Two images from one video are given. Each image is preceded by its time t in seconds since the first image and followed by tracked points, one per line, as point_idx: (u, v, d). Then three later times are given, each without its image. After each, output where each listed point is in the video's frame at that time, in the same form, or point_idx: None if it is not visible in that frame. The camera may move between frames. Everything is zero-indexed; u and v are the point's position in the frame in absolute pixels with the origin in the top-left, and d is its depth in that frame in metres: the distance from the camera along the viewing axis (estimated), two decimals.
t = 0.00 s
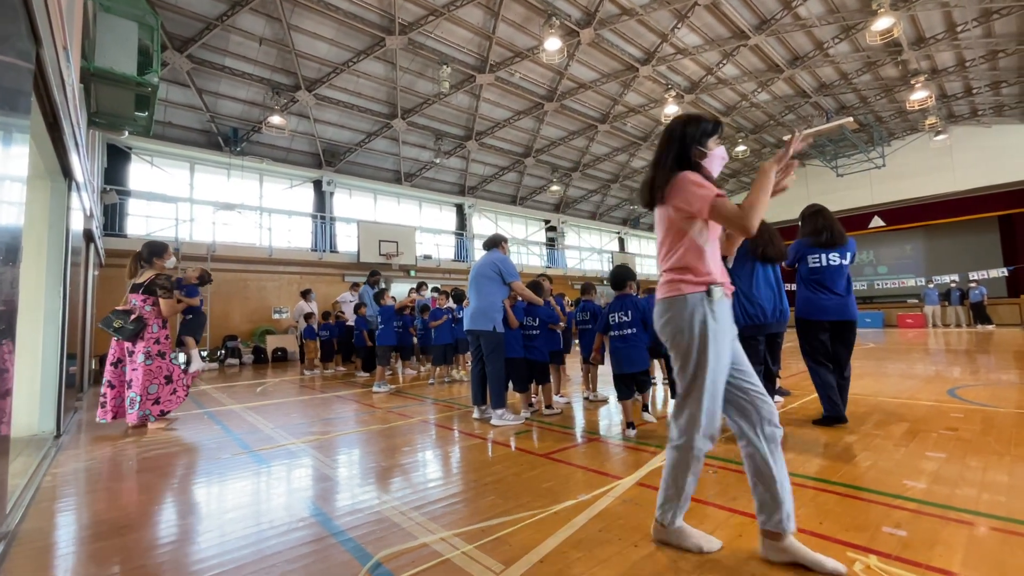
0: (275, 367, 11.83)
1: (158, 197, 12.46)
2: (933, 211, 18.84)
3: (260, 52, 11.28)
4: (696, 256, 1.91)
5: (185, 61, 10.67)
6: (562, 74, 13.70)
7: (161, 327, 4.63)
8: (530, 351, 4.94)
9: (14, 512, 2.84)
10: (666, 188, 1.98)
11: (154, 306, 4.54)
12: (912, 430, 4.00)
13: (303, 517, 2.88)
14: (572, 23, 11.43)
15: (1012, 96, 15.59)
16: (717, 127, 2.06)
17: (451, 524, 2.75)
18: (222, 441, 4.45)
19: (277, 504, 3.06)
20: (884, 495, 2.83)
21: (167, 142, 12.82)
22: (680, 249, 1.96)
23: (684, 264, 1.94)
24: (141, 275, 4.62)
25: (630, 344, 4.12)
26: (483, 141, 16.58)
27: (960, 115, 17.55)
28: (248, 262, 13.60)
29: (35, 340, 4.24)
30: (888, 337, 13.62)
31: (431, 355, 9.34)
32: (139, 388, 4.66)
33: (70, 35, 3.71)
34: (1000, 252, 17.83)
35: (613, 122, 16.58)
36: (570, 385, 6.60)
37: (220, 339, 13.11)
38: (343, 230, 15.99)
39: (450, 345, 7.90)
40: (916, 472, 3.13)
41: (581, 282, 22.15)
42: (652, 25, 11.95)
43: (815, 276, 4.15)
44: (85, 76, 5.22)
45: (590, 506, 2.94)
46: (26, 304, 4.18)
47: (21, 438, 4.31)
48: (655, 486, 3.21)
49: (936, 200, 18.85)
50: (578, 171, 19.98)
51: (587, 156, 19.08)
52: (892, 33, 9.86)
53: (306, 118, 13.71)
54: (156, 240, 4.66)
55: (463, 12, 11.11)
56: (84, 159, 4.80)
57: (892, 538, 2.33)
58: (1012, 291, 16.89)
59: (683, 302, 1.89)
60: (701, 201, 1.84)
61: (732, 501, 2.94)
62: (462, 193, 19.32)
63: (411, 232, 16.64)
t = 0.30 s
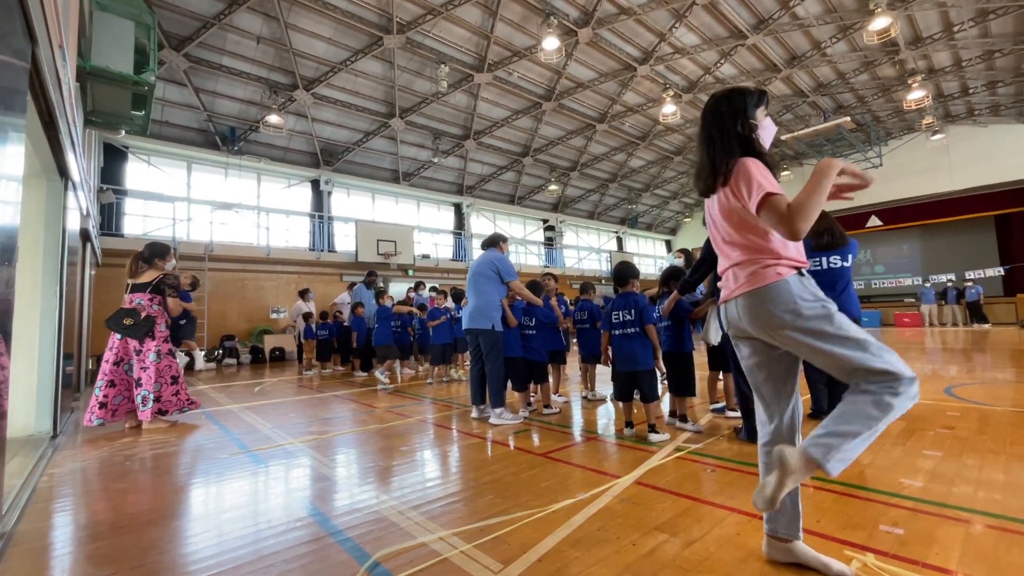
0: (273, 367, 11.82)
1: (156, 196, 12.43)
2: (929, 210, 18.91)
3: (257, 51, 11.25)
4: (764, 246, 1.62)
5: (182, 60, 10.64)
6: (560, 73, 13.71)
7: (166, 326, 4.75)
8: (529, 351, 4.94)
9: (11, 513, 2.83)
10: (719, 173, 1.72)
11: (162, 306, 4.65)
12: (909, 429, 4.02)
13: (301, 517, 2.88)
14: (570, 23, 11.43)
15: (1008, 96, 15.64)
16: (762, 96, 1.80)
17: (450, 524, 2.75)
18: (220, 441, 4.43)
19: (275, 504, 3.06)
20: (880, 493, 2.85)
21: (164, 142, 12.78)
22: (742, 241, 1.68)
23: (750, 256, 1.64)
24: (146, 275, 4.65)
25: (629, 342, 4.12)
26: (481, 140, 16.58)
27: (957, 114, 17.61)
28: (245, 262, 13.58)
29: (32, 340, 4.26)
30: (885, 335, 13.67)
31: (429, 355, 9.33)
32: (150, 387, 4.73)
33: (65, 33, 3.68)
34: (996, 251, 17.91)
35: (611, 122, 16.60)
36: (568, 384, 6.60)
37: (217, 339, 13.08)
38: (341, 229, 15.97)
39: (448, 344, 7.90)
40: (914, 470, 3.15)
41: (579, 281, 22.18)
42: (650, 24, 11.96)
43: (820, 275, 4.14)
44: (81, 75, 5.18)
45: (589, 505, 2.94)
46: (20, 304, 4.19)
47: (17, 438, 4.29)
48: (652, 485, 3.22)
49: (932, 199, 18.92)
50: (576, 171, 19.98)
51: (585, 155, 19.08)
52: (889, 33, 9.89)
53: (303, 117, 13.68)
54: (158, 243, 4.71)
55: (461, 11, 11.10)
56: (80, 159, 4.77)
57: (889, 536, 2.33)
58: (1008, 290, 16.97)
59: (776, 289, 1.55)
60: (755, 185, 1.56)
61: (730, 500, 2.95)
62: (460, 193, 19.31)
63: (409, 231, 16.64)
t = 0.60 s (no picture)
0: (272, 367, 11.81)
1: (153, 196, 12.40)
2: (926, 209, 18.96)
3: (255, 50, 11.22)
4: (823, 231, 1.49)
5: (180, 59, 10.61)
6: (559, 73, 13.71)
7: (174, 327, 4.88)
8: (526, 350, 4.93)
9: (8, 514, 2.82)
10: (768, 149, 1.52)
11: (169, 307, 4.76)
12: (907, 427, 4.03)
13: (300, 516, 2.88)
14: (569, 22, 11.43)
15: (1005, 95, 15.68)
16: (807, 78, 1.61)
17: (449, 523, 2.75)
18: (218, 441, 4.42)
19: (274, 504, 3.05)
20: (879, 492, 2.86)
21: (162, 141, 12.74)
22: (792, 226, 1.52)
23: (804, 245, 1.49)
24: (156, 277, 4.68)
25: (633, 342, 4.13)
26: (480, 139, 16.58)
27: (954, 114, 17.65)
28: (243, 262, 13.56)
29: (29, 341, 4.24)
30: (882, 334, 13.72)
31: (428, 355, 9.31)
32: (166, 385, 4.81)
33: (62, 31, 3.66)
34: (993, 250, 17.96)
35: (609, 121, 16.61)
36: (566, 383, 6.60)
37: (215, 339, 13.06)
38: (340, 229, 15.96)
39: (447, 344, 7.90)
40: (911, 469, 3.16)
41: (578, 281, 22.19)
42: (649, 24, 11.96)
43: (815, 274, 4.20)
44: (79, 74, 5.16)
45: (588, 504, 2.95)
46: (16, 304, 4.16)
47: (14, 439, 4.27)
48: (651, 484, 3.22)
49: (930, 198, 18.96)
50: (574, 170, 19.99)
51: (583, 155, 19.09)
52: (887, 33, 9.91)
53: (302, 117, 13.66)
54: (159, 245, 4.70)
55: (459, 11, 11.09)
56: (77, 158, 4.74)
57: (887, 534, 2.34)
58: (1005, 288, 17.02)
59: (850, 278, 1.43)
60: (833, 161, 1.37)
61: (728, 498, 2.96)
62: (459, 192, 19.30)
63: (407, 231, 16.63)
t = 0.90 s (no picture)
0: (271, 366, 11.79)
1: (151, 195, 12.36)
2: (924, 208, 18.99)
3: (253, 49, 11.19)
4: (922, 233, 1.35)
5: (177, 57, 10.57)
6: (557, 72, 13.69)
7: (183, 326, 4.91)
8: (522, 350, 4.92)
9: (5, 514, 2.81)
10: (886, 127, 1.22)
11: (174, 308, 4.73)
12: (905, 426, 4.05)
13: (299, 516, 2.88)
14: (568, 22, 11.42)
15: (1003, 95, 15.71)
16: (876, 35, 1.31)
17: (448, 522, 2.76)
18: (217, 441, 4.41)
19: (272, 503, 3.05)
20: (877, 490, 2.87)
21: (159, 140, 12.69)
22: (871, 219, 1.27)
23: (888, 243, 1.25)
24: (166, 277, 4.65)
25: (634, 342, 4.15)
26: (479, 139, 16.56)
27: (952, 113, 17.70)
28: (242, 261, 13.53)
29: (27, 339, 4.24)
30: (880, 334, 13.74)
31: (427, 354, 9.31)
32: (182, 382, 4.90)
33: (59, 30, 3.64)
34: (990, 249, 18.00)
35: (608, 120, 16.61)
36: (565, 382, 6.61)
37: (214, 338, 13.04)
38: (338, 228, 15.93)
39: (446, 343, 7.89)
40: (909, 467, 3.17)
41: (576, 280, 22.18)
42: (648, 23, 11.96)
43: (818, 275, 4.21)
44: (77, 73, 5.14)
45: (586, 503, 2.96)
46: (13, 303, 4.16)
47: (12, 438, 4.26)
48: (650, 483, 3.23)
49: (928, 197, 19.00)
50: (573, 169, 19.98)
51: (582, 154, 19.09)
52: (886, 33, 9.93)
53: (300, 116, 13.62)
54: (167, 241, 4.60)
55: (458, 10, 11.07)
56: (75, 157, 4.73)
57: (885, 533, 2.35)
58: (1002, 288, 17.07)
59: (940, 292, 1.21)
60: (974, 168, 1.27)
61: (727, 497, 2.97)
62: (457, 192, 19.30)
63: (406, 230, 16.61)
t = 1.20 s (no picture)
0: (268, 366, 11.77)
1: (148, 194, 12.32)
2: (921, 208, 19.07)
3: (251, 48, 11.16)
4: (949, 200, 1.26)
5: (174, 56, 10.53)
6: (555, 71, 13.69)
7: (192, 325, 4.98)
8: (521, 350, 4.92)
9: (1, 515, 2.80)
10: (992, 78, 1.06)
11: (173, 306, 4.78)
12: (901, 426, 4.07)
13: (296, 515, 2.87)
14: (566, 21, 11.43)
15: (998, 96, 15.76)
16: None
17: (445, 522, 2.75)
18: (215, 440, 4.40)
19: (270, 503, 3.05)
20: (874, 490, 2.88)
21: (156, 139, 12.65)
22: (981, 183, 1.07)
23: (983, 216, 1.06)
24: (170, 279, 4.68)
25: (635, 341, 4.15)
26: (477, 138, 16.55)
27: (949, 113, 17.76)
28: (240, 260, 13.51)
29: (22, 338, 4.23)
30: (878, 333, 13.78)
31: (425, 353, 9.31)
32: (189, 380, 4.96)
33: (56, 28, 3.63)
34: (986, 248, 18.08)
35: (606, 120, 16.62)
36: (563, 381, 6.62)
37: (211, 337, 13.01)
38: (336, 228, 15.90)
39: (444, 343, 7.88)
40: (905, 466, 3.19)
41: (574, 280, 22.20)
42: (646, 23, 11.97)
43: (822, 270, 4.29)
44: (72, 72, 5.12)
45: (584, 502, 2.96)
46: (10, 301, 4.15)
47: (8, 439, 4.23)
48: (649, 482, 3.24)
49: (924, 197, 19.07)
50: (571, 169, 19.99)
51: (580, 153, 19.09)
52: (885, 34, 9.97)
53: (298, 115, 13.59)
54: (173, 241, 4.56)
55: (457, 9, 11.05)
56: (71, 155, 4.71)
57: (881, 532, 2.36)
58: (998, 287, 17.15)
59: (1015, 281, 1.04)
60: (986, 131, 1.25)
61: (725, 496, 2.97)
62: (456, 191, 19.30)
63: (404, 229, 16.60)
